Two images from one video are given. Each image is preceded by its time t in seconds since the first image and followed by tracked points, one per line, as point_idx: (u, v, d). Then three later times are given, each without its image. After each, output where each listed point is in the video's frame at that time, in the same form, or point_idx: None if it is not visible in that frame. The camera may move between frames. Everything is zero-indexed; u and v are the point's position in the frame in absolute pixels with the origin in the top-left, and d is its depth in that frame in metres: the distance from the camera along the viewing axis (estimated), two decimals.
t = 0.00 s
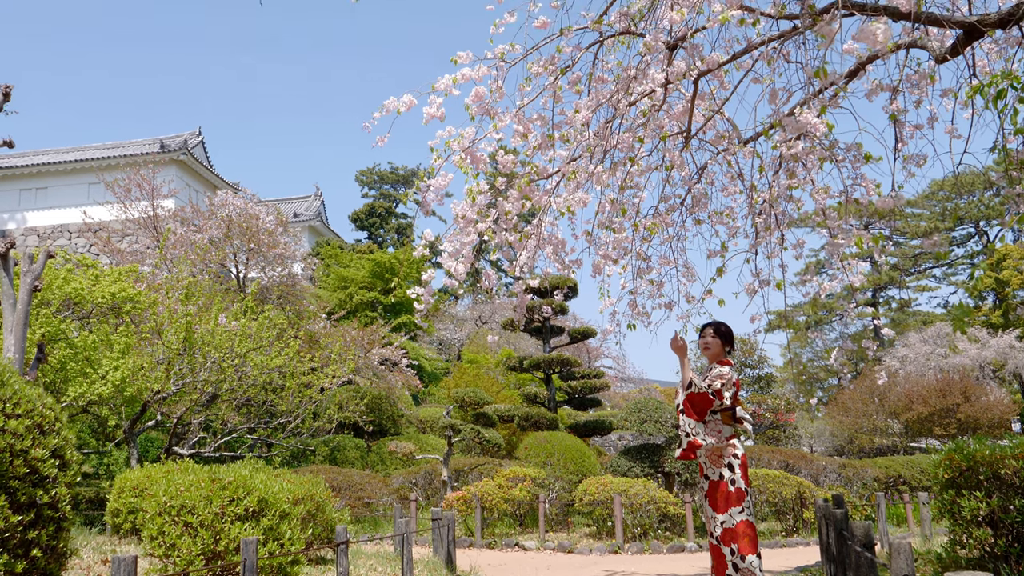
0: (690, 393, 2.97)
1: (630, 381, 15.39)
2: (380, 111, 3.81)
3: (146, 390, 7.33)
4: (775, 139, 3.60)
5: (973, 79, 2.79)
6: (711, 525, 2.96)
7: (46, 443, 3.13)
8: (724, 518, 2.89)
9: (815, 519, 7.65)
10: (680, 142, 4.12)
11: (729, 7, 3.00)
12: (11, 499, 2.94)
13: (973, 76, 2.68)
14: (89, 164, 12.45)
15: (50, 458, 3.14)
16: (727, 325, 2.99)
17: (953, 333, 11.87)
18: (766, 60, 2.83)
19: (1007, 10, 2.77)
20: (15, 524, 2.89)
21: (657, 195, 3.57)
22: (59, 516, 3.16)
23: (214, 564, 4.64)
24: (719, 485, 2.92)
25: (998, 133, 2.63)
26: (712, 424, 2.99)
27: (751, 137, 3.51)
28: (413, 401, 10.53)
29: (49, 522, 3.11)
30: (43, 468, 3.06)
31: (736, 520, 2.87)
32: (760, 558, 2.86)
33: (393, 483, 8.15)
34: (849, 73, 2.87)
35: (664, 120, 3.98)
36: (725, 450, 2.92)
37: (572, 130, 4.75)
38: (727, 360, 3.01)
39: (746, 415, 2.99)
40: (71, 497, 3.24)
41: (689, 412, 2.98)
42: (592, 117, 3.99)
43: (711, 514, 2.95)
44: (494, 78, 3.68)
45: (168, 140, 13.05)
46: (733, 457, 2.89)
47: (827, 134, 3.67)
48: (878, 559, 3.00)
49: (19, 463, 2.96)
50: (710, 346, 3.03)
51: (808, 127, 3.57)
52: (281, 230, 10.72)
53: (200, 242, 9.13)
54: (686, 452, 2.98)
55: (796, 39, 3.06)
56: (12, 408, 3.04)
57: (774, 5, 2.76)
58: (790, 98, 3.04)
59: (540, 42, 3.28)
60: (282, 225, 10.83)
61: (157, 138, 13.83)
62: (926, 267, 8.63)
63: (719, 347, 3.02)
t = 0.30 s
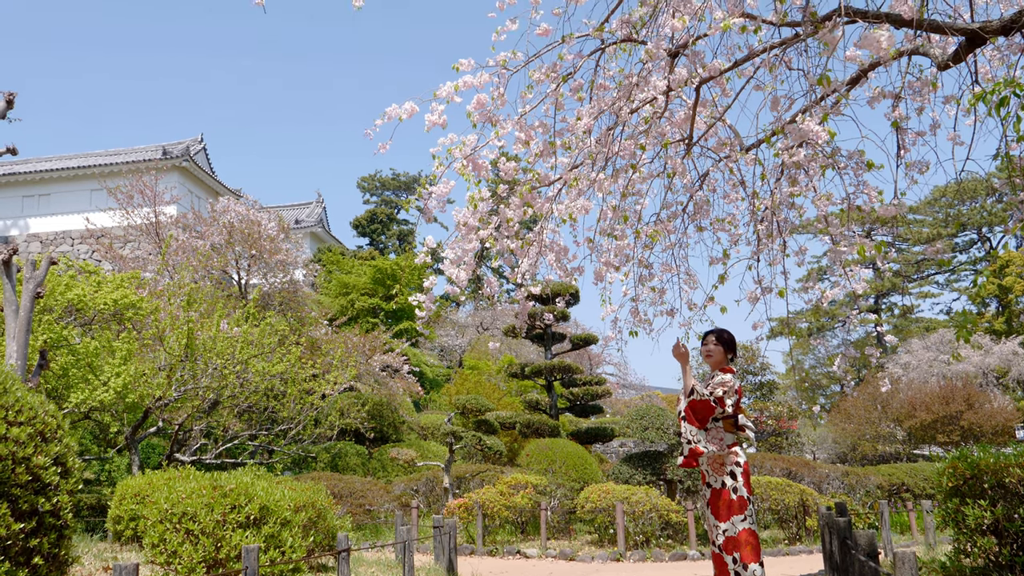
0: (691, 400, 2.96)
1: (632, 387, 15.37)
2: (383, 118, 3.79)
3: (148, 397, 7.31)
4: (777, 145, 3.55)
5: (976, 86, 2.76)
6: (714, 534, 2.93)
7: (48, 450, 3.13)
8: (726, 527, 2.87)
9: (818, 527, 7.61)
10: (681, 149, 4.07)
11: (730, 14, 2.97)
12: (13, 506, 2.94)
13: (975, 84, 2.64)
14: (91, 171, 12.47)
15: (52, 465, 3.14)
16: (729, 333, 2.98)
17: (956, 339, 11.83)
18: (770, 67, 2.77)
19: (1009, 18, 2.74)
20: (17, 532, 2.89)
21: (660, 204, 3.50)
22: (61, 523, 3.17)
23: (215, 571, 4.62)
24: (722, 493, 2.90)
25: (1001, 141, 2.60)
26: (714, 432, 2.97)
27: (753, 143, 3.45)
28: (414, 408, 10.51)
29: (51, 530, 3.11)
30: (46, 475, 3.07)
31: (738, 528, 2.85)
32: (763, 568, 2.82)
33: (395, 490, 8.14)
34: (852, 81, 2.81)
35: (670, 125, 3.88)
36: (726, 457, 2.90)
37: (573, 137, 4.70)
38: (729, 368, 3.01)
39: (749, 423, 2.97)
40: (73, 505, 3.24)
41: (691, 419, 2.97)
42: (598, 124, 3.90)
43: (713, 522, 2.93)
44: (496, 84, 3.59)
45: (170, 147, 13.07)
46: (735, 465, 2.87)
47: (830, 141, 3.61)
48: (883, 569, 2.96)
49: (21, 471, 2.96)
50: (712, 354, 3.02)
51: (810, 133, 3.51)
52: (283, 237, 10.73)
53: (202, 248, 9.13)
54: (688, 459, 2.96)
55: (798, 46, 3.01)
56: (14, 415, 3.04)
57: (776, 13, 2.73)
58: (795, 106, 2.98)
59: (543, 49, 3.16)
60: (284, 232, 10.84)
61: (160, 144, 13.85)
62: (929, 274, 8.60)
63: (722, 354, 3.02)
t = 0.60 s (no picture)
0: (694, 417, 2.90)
1: (634, 402, 15.33)
2: (385, 134, 3.76)
3: (150, 412, 7.29)
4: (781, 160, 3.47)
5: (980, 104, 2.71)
6: (717, 551, 2.90)
7: (51, 468, 3.13)
8: (731, 545, 2.83)
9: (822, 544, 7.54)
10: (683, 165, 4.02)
11: (732, 31, 2.93)
12: (15, 524, 2.95)
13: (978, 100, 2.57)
14: (94, 185, 12.52)
15: (54, 483, 3.15)
16: (734, 350, 2.89)
17: (960, 354, 11.79)
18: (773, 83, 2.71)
19: (1013, 34, 2.67)
20: (19, 550, 2.89)
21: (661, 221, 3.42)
22: (63, 541, 3.17)
23: None
24: (725, 510, 2.87)
25: (1006, 159, 2.55)
26: (717, 448, 2.93)
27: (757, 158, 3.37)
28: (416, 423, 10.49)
29: (53, 547, 3.12)
30: (48, 493, 3.07)
31: (743, 546, 2.81)
32: None
33: (396, 506, 8.09)
34: (855, 97, 2.74)
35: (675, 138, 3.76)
36: (729, 475, 2.87)
37: (575, 152, 4.66)
38: (732, 384, 2.93)
39: (752, 439, 2.93)
40: (76, 522, 3.24)
41: (694, 436, 2.91)
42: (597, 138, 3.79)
43: (716, 539, 2.89)
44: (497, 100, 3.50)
45: (173, 162, 13.12)
46: (738, 482, 2.84)
47: (833, 156, 3.53)
48: None
49: (23, 488, 2.97)
50: (716, 370, 2.94)
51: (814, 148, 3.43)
52: (284, 252, 10.74)
53: (204, 263, 9.14)
54: (691, 476, 2.94)
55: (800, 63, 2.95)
56: (17, 432, 3.04)
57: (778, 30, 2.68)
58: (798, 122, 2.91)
59: (543, 65, 3.06)
60: (286, 246, 10.86)
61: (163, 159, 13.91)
62: (932, 288, 8.56)
63: (725, 370, 2.93)
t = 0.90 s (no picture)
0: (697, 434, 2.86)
1: (636, 417, 15.29)
2: (388, 149, 3.73)
3: (152, 426, 7.25)
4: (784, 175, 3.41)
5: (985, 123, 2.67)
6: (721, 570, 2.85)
7: (54, 483, 3.11)
8: (735, 563, 2.78)
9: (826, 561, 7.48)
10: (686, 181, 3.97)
11: (734, 49, 2.90)
12: (18, 539, 2.92)
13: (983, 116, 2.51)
14: (98, 199, 12.57)
15: (58, 498, 3.13)
16: (737, 365, 2.86)
17: (964, 369, 11.74)
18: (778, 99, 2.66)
19: (1019, 50, 2.62)
20: (23, 565, 2.87)
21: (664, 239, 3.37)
22: (66, 557, 3.13)
23: None
24: (728, 528, 2.83)
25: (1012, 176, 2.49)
26: (720, 465, 2.89)
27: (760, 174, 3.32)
28: (418, 438, 10.47)
29: (56, 564, 3.07)
30: (51, 508, 3.05)
31: (747, 565, 2.77)
32: None
33: (398, 521, 8.04)
34: (859, 113, 2.68)
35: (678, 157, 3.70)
36: (732, 491, 2.84)
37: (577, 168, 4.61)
38: (736, 401, 2.88)
39: (756, 455, 2.88)
40: (79, 538, 3.20)
41: (695, 451, 2.87)
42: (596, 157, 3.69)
43: (720, 557, 2.84)
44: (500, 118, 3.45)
45: (176, 176, 13.18)
46: (741, 499, 2.81)
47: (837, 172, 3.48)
48: None
49: (26, 504, 2.95)
50: (719, 386, 2.91)
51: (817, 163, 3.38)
52: (287, 266, 10.76)
53: (206, 278, 9.15)
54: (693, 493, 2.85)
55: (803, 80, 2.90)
56: (21, 447, 3.04)
57: (781, 47, 2.65)
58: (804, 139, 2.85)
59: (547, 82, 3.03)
60: (288, 260, 10.88)
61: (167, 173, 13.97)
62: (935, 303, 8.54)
63: (728, 386, 2.89)
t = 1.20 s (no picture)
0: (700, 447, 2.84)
1: (638, 429, 15.25)
2: (392, 162, 3.69)
3: (155, 438, 7.21)
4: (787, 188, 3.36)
5: (989, 138, 2.63)
6: None
7: (58, 496, 3.10)
8: None
9: None
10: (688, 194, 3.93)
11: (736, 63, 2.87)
12: (21, 553, 2.89)
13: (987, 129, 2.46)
14: (103, 211, 12.61)
15: (61, 510, 3.11)
16: (741, 378, 2.86)
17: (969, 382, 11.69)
18: (780, 113, 2.63)
19: None
20: None
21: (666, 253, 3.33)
22: (69, 571, 3.10)
23: None
24: (732, 543, 2.77)
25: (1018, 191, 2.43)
26: (723, 479, 2.86)
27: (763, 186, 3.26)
28: (420, 449, 10.45)
29: None
30: (55, 521, 3.02)
31: None
32: None
33: (400, 533, 7.99)
34: (861, 127, 2.63)
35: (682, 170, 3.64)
36: (736, 505, 2.79)
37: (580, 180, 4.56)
38: (740, 414, 2.85)
39: (761, 469, 2.80)
40: (82, 551, 3.17)
41: (697, 465, 2.85)
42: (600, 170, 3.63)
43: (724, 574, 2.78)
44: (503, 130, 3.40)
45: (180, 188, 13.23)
46: (745, 513, 2.76)
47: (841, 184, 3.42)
48: None
49: (30, 516, 2.93)
50: (722, 399, 2.91)
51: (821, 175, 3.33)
52: (289, 277, 10.77)
53: (209, 289, 9.16)
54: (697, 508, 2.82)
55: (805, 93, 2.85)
56: (25, 460, 3.03)
57: (783, 62, 2.62)
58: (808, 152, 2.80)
59: (550, 95, 2.98)
60: (291, 272, 10.89)
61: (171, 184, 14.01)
62: (939, 316, 8.51)
63: (731, 400, 2.89)
